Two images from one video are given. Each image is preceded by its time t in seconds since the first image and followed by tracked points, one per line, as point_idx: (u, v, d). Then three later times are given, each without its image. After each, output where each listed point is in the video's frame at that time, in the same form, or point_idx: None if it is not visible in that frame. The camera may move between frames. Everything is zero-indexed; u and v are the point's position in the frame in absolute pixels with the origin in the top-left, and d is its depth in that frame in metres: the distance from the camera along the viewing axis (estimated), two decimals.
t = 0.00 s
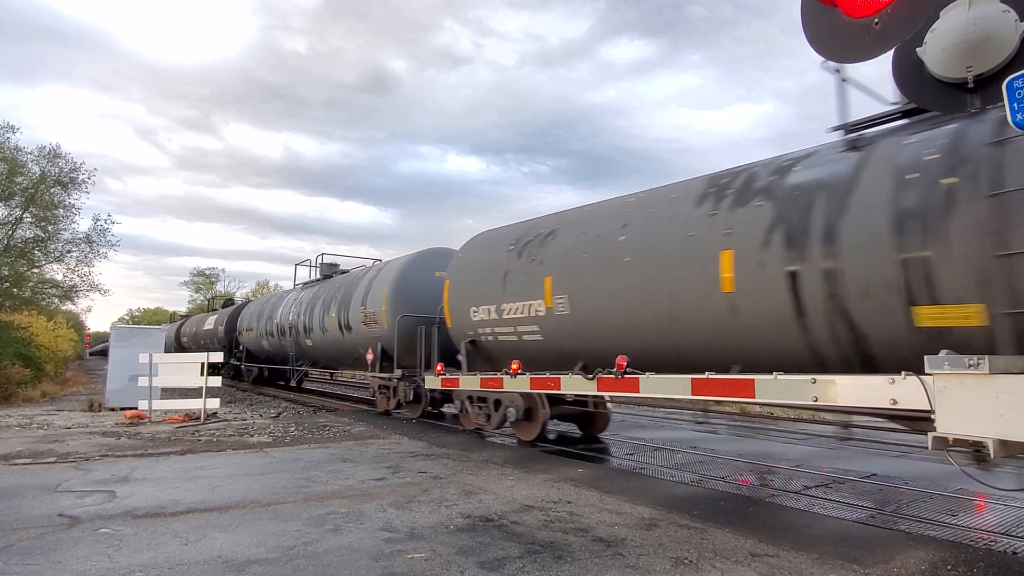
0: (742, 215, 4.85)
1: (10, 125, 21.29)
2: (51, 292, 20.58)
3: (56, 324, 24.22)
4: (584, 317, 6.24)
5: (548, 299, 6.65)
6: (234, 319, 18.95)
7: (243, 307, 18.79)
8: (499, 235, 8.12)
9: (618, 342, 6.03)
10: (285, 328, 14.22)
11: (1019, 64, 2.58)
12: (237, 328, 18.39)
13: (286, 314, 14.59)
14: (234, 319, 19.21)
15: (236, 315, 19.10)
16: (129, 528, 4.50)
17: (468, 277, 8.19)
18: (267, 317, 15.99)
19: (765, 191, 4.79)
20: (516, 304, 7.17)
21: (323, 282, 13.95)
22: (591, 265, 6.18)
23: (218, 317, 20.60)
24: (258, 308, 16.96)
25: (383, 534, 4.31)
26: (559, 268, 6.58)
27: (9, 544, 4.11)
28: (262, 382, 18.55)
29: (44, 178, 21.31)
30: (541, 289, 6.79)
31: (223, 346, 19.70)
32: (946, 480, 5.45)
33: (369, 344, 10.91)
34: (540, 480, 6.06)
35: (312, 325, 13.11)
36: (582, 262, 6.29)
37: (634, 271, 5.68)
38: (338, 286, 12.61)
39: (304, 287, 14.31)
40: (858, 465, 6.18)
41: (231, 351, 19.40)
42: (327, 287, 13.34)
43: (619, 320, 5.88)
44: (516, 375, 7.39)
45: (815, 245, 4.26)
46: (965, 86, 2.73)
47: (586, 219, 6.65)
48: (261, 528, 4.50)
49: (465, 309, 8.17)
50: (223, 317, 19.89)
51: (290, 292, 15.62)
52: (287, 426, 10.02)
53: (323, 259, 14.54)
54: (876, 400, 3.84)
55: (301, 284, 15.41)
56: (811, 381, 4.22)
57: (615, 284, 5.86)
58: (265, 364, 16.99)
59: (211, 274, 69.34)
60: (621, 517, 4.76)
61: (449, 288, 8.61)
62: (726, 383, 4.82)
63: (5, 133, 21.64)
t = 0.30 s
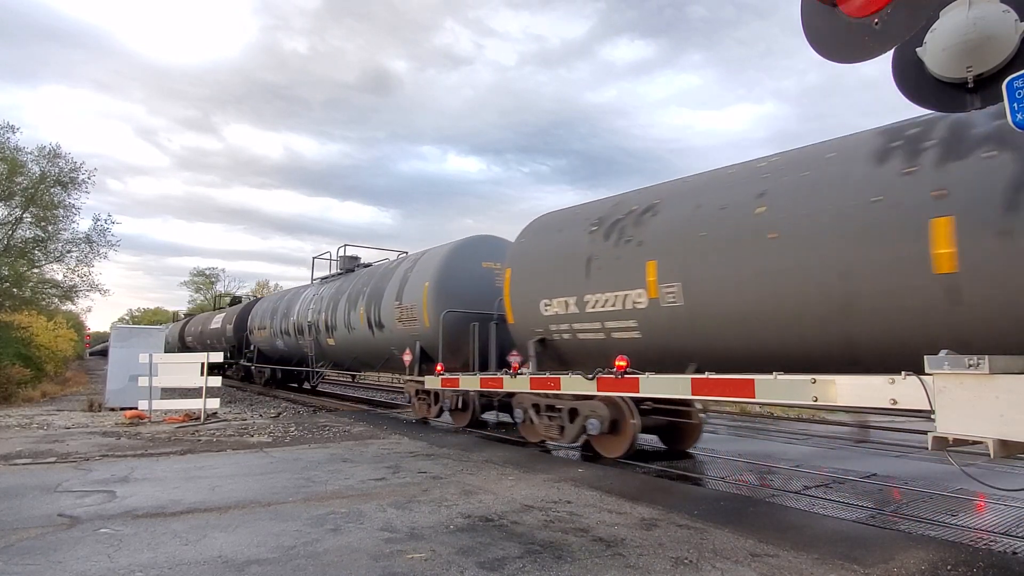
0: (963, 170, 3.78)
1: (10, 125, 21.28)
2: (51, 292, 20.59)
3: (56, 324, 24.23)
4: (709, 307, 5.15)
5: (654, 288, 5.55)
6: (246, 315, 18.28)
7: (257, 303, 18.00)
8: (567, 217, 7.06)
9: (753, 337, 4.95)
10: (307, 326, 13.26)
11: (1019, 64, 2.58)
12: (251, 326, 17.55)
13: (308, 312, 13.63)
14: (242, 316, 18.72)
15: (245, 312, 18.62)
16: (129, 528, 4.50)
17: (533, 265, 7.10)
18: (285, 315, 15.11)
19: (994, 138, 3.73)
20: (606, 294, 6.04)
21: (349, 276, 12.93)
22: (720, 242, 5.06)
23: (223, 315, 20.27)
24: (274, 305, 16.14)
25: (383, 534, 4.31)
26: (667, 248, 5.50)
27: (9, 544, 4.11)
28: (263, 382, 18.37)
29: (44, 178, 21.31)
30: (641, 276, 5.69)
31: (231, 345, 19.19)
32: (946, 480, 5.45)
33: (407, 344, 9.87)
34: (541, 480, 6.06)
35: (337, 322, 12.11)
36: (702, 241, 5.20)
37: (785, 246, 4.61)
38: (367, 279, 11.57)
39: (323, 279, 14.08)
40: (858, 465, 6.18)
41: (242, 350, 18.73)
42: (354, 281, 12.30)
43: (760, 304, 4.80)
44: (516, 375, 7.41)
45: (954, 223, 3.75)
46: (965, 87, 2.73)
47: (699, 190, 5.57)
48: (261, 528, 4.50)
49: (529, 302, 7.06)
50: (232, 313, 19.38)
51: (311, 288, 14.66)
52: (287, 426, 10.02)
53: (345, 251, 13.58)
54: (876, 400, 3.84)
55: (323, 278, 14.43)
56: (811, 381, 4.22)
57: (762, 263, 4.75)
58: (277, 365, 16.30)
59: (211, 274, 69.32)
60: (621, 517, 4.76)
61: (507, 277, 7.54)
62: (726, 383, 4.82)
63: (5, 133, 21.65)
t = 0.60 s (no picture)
0: None
1: (11, 125, 21.29)
2: (51, 292, 20.61)
3: (56, 324, 24.21)
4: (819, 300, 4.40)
5: (818, 269, 4.35)
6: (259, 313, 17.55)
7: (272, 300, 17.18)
8: (662, 189, 5.92)
9: (887, 330, 4.15)
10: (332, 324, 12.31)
11: (1019, 64, 2.58)
12: (265, 325, 16.71)
13: (333, 307, 12.66)
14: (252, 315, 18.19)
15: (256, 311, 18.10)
16: (129, 528, 4.50)
17: (629, 248, 5.86)
18: (303, 314, 14.22)
19: None
20: (743, 279, 4.82)
21: (380, 268, 11.95)
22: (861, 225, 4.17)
23: (231, 314, 19.84)
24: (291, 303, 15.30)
25: (383, 534, 4.31)
26: (837, 220, 4.32)
27: (9, 544, 4.11)
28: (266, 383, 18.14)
29: (44, 178, 21.32)
30: (796, 256, 4.51)
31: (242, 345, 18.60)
32: (946, 480, 5.45)
33: (458, 341, 8.83)
34: (541, 480, 6.06)
35: (369, 319, 11.12)
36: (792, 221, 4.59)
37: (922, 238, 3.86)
38: (403, 271, 10.60)
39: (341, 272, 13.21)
40: (858, 465, 6.19)
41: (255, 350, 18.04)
42: (386, 274, 11.33)
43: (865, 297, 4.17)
44: (516, 375, 7.42)
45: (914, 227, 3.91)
46: (965, 86, 2.72)
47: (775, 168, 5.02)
48: (261, 528, 4.50)
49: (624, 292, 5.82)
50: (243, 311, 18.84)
51: (335, 282, 13.72)
52: (287, 426, 10.03)
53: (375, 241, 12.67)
54: (875, 400, 3.84)
55: (349, 272, 13.48)
56: (811, 381, 4.22)
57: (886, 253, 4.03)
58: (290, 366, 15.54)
59: (211, 274, 69.40)
60: (621, 517, 4.76)
61: (592, 261, 6.28)
62: (727, 384, 4.82)
63: (5, 133, 21.67)
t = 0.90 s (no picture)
0: None
1: (11, 125, 21.32)
2: (51, 292, 20.64)
3: (56, 324, 24.21)
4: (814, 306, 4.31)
5: None
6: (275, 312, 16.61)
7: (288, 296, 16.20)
8: (785, 156, 4.76)
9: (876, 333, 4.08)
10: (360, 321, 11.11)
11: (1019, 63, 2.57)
12: (281, 323, 15.65)
13: (361, 301, 11.45)
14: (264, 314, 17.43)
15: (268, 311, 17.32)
16: (129, 528, 4.50)
17: (750, 224, 4.73)
18: (325, 312, 13.10)
19: None
20: (944, 258, 3.59)
21: (416, 259, 10.66)
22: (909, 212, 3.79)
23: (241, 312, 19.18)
24: (310, 300, 14.23)
25: (383, 534, 4.31)
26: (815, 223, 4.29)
27: (9, 544, 4.11)
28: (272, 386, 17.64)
29: (44, 178, 21.32)
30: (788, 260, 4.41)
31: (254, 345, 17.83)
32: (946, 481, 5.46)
33: (522, 341, 7.58)
34: (541, 480, 6.06)
35: (405, 316, 9.84)
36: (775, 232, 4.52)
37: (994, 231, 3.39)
38: (446, 261, 9.35)
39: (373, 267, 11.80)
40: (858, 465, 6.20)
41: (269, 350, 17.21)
42: (425, 265, 10.10)
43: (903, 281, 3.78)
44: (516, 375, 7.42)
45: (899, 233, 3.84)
46: (964, 86, 2.72)
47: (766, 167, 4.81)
48: (261, 528, 4.50)
49: (763, 278, 4.57)
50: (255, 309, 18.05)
51: (361, 275, 12.53)
52: (287, 425, 10.03)
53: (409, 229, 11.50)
54: (876, 400, 3.84)
55: (378, 263, 12.26)
56: (811, 381, 4.22)
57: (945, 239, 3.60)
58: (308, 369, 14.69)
59: (211, 275, 69.42)
60: (621, 517, 4.76)
61: (715, 241, 4.94)
62: (727, 383, 4.82)
63: (6, 133, 21.70)
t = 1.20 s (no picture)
0: None
1: (11, 125, 21.35)
2: (51, 292, 20.67)
3: (56, 324, 24.21)
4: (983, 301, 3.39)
5: None
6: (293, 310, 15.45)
7: (306, 293, 15.03)
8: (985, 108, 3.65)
9: None
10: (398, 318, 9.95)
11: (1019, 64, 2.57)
12: (299, 322, 14.46)
13: (398, 295, 10.26)
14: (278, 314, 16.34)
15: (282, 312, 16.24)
16: (129, 528, 4.50)
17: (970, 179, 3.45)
18: (352, 309, 11.89)
19: None
20: None
21: (463, 247, 9.46)
22: None
23: (251, 310, 18.19)
24: (332, 297, 13.05)
25: (383, 534, 4.31)
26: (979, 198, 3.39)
27: (9, 544, 4.11)
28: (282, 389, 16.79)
29: (44, 178, 21.31)
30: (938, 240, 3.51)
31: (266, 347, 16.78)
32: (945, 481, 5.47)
33: (612, 338, 6.39)
34: (541, 480, 6.06)
35: (455, 311, 8.62)
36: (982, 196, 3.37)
37: None
38: (504, 249, 8.14)
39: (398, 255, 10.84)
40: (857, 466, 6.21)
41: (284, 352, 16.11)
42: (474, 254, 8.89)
43: None
44: (516, 375, 7.43)
45: None
46: (965, 86, 2.71)
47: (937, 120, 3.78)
48: (261, 528, 4.50)
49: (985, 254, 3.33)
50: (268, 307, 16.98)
51: (394, 267, 11.31)
52: (287, 426, 10.03)
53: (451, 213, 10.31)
54: (876, 399, 3.84)
55: (414, 254, 11.06)
56: (811, 381, 4.23)
57: None
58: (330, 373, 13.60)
59: (211, 275, 69.45)
60: (621, 517, 4.77)
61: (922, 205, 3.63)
62: (727, 383, 4.83)
63: (6, 133, 21.72)
